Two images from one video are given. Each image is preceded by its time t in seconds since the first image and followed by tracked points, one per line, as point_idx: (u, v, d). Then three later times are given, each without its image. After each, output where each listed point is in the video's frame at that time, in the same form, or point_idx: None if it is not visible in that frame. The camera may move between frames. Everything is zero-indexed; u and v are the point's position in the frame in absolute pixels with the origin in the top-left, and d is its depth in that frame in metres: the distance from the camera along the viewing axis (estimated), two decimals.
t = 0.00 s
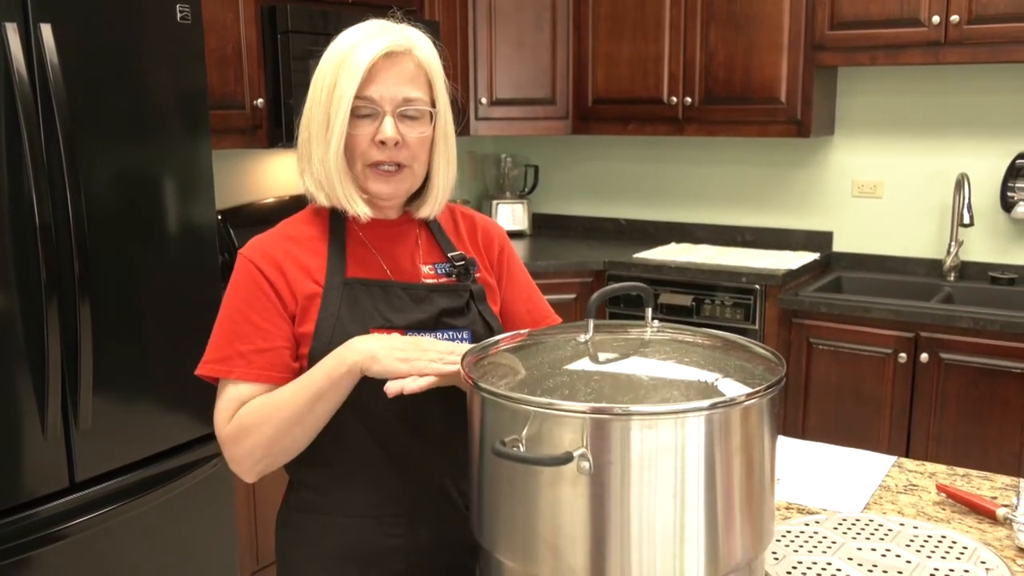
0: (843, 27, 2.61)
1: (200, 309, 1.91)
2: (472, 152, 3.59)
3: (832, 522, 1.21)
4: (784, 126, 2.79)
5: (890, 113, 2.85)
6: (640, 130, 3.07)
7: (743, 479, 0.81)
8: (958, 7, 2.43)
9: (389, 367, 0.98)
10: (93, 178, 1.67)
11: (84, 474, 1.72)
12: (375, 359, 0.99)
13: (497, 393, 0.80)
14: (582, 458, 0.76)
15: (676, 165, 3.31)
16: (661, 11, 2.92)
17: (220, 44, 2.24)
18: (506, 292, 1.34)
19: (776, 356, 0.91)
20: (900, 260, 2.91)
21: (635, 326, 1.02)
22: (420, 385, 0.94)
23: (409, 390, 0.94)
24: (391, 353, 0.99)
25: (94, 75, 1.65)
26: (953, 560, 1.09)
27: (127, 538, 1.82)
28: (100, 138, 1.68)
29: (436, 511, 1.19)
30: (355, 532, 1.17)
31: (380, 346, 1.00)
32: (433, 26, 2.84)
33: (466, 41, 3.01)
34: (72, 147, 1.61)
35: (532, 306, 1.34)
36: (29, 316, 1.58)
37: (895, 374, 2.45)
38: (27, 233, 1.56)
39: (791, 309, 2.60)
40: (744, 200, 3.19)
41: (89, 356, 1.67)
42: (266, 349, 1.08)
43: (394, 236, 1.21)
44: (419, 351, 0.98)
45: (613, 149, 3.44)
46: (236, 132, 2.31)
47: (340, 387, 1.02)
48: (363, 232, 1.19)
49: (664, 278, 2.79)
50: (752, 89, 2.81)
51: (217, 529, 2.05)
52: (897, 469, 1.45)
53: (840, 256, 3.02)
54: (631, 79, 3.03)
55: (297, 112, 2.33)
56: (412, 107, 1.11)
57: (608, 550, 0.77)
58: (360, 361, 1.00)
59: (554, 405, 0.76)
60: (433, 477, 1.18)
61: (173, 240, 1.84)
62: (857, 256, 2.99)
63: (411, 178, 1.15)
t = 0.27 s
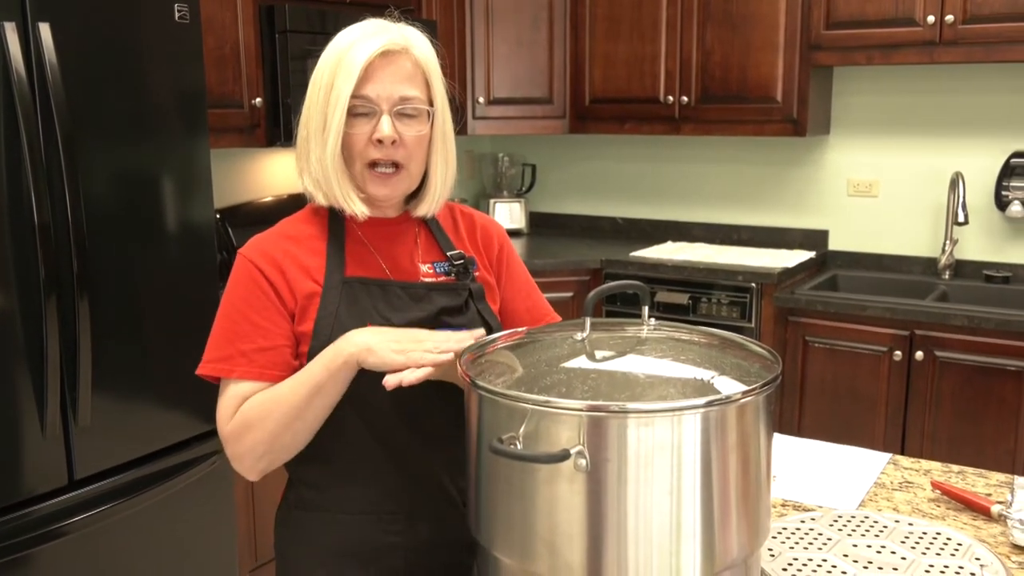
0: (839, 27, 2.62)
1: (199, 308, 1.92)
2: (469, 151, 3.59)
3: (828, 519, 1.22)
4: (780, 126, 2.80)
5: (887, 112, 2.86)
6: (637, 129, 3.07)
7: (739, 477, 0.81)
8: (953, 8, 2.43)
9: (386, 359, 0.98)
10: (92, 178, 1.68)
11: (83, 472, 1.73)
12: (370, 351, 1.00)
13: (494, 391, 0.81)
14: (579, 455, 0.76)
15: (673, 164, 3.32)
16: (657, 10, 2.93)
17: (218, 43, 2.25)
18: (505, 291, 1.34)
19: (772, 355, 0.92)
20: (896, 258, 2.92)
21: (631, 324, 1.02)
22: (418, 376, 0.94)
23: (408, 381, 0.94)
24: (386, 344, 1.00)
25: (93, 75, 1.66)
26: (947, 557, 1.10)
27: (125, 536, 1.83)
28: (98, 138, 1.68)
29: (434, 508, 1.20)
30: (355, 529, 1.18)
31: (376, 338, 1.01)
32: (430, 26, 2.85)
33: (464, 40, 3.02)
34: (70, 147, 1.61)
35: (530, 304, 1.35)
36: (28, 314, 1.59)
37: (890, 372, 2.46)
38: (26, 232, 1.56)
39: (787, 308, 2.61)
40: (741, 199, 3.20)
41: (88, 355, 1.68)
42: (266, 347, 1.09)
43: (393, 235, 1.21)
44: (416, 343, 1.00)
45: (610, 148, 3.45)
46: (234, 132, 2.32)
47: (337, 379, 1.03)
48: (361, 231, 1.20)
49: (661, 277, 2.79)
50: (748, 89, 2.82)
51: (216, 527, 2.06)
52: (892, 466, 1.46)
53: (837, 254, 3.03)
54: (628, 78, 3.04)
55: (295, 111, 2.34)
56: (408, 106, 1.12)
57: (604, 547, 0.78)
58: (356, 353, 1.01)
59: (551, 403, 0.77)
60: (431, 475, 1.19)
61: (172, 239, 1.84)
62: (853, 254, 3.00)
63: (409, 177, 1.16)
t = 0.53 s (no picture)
0: (835, 27, 2.63)
1: (199, 307, 1.93)
2: (467, 150, 3.60)
3: (823, 516, 1.23)
4: (776, 125, 2.81)
5: (883, 111, 2.87)
6: (634, 129, 3.08)
7: (735, 474, 0.82)
8: (948, 8, 2.44)
9: (375, 322, 0.99)
10: (91, 177, 1.68)
11: (83, 470, 1.73)
12: (359, 318, 1.00)
13: (493, 389, 0.81)
14: (576, 453, 0.77)
15: (671, 163, 3.32)
16: (654, 10, 2.94)
17: (217, 43, 2.25)
18: (503, 290, 1.35)
19: (768, 353, 0.93)
20: (893, 257, 2.93)
21: (628, 322, 1.03)
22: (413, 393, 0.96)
23: (403, 399, 0.95)
24: (375, 309, 1.00)
25: (92, 75, 1.66)
26: (942, 553, 1.11)
27: (125, 534, 1.83)
28: (98, 137, 1.69)
29: (433, 505, 1.21)
30: (355, 525, 1.19)
31: (362, 302, 1.01)
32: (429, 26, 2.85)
33: (462, 40, 3.02)
34: (70, 146, 1.62)
35: (528, 302, 1.36)
36: (28, 313, 1.59)
37: (886, 370, 2.47)
38: (26, 231, 1.57)
39: (783, 306, 2.62)
40: (738, 198, 3.21)
41: (88, 353, 1.68)
42: (271, 341, 1.09)
43: (392, 234, 1.22)
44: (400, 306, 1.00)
45: (608, 147, 3.45)
46: (234, 131, 2.32)
47: (333, 347, 1.03)
48: (360, 230, 1.21)
49: (658, 275, 2.80)
50: (744, 89, 2.83)
51: (216, 525, 2.07)
52: (888, 464, 1.47)
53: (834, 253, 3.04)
54: (625, 78, 3.04)
55: (293, 111, 2.34)
56: (406, 104, 1.12)
57: (602, 544, 0.79)
58: (346, 322, 1.01)
59: (548, 401, 0.77)
60: (430, 472, 1.20)
61: (171, 238, 1.85)
62: (849, 253, 3.01)
63: (406, 175, 1.16)
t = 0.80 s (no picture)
0: (831, 27, 2.64)
1: (198, 306, 1.93)
2: (465, 149, 3.61)
3: (819, 512, 1.24)
4: (773, 124, 2.82)
5: (880, 110, 2.88)
6: (631, 128, 3.09)
7: (732, 471, 0.83)
8: (943, 8, 2.45)
9: (390, 368, 1.00)
10: (92, 176, 1.69)
11: (83, 467, 1.74)
12: (376, 358, 1.02)
13: (491, 387, 0.82)
14: (574, 450, 0.78)
15: (668, 162, 3.33)
16: (652, 10, 2.95)
17: (216, 43, 2.26)
18: (501, 289, 1.36)
19: (764, 350, 0.94)
20: (890, 256, 2.94)
21: (626, 320, 1.04)
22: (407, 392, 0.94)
23: (397, 397, 0.94)
24: (393, 354, 1.01)
25: (92, 74, 1.67)
26: (937, 549, 1.12)
27: (125, 531, 1.84)
28: (98, 137, 1.70)
29: (432, 502, 1.21)
30: (355, 522, 1.20)
31: (382, 345, 1.03)
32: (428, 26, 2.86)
33: (460, 39, 3.03)
34: (70, 146, 1.62)
35: (526, 302, 1.37)
36: (28, 311, 1.60)
37: (882, 368, 2.48)
38: (26, 229, 1.58)
39: (779, 304, 2.63)
40: (736, 197, 3.22)
41: (88, 351, 1.69)
42: (267, 342, 1.10)
43: (391, 234, 1.23)
44: (421, 354, 1.01)
45: (606, 146, 3.46)
46: (233, 130, 2.33)
47: (344, 381, 1.04)
48: (360, 229, 1.21)
49: (656, 274, 2.81)
50: (741, 88, 2.84)
51: (215, 522, 2.08)
52: (884, 461, 1.48)
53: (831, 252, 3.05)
54: (622, 77, 3.05)
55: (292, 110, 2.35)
56: (407, 109, 1.13)
57: (599, 540, 0.80)
58: (362, 358, 1.02)
59: (546, 398, 0.78)
60: (429, 469, 1.21)
61: (171, 237, 1.86)
62: (846, 252, 3.02)
63: (406, 178, 1.17)
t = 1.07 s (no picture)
0: (827, 27, 2.65)
1: (198, 304, 1.94)
2: (463, 148, 3.62)
3: (815, 509, 1.25)
4: (769, 124, 2.83)
5: (877, 110, 2.88)
6: (628, 128, 3.10)
7: (728, 469, 0.84)
8: (938, 8, 2.46)
9: (379, 337, 1.00)
10: (91, 176, 1.70)
11: (83, 465, 1.75)
12: (365, 329, 1.02)
13: (488, 385, 0.83)
14: (571, 448, 0.79)
15: (666, 161, 3.34)
16: (649, 10, 2.96)
17: (216, 43, 2.27)
18: (499, 288, 1.37)
19: (760, 348, 0.95)
20: (886, 254, 2.95)
21: (623, 318, 1.05)
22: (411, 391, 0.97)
23: (401, 397, 0.97)
24: (380, 323, 1.01)
25: (91, 74, 1.68)
26: (932, 546, 1.13)
27: (124, 529, 1.85)
28: (97, 136, 1.70)
29: (430, 499, 1.22)
30: (353, 518, 1.20)
31: (368, 315, 1.02)
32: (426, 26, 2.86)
33: (458, 39, 3.03)
34: (69, 145, 1.63)
35: (522, 300, 1.38)
36: (28, 310, 1.61)
37: (877, 366, 2.50)
38: (26, 228, 1.58)
39: (776, 302, 2.64)
40: (733, 196, 3.23)
41: (87, 350, 1.70)
42: (267, 340, 1.11)
43: (389, 232, 1.24)
44: (407, 316, 1.00)
45: (603, 146, 3.47)
46: (232, 130, 2.34)
47: (337, 354, 1.05)
48: (359, 227, 1.22)
49: (653, 272, 2.82)
50: (738, 88, 2.85)
51: (214, 520, 2.09)
52: (879, 458, 1.49)
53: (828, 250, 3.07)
54: (619, 77, 3.06)
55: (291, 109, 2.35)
56: (403, 106, 1.14)
57: (596, 537, 0.81)
58: (352, 331, 1.02)
59: (544, 396, 0.79)
60: (427, 467, 1.22)
61: (170, 236, 1.87)
62: (842, 250, 3.03)
63: (402, 176, 1.18)
